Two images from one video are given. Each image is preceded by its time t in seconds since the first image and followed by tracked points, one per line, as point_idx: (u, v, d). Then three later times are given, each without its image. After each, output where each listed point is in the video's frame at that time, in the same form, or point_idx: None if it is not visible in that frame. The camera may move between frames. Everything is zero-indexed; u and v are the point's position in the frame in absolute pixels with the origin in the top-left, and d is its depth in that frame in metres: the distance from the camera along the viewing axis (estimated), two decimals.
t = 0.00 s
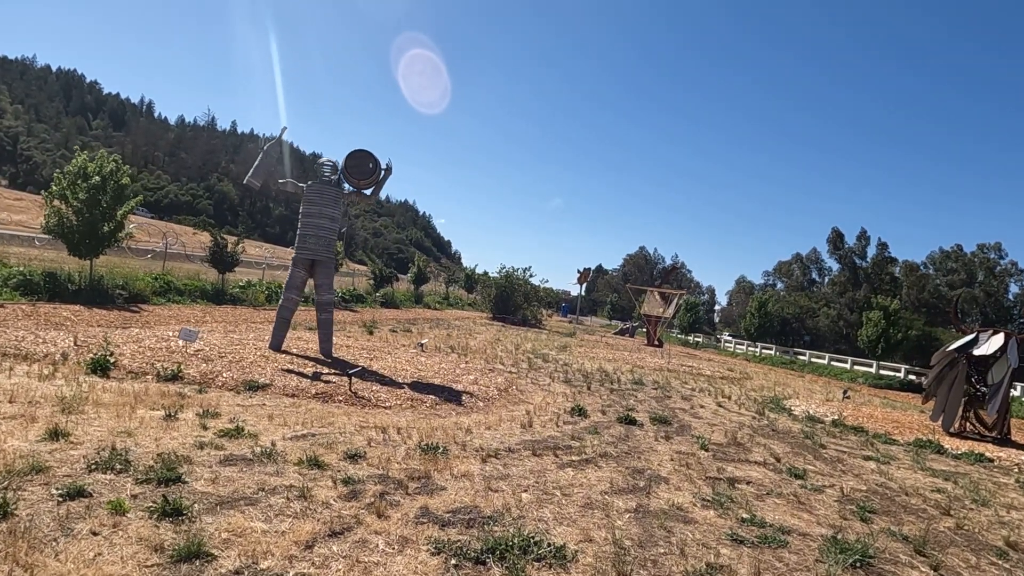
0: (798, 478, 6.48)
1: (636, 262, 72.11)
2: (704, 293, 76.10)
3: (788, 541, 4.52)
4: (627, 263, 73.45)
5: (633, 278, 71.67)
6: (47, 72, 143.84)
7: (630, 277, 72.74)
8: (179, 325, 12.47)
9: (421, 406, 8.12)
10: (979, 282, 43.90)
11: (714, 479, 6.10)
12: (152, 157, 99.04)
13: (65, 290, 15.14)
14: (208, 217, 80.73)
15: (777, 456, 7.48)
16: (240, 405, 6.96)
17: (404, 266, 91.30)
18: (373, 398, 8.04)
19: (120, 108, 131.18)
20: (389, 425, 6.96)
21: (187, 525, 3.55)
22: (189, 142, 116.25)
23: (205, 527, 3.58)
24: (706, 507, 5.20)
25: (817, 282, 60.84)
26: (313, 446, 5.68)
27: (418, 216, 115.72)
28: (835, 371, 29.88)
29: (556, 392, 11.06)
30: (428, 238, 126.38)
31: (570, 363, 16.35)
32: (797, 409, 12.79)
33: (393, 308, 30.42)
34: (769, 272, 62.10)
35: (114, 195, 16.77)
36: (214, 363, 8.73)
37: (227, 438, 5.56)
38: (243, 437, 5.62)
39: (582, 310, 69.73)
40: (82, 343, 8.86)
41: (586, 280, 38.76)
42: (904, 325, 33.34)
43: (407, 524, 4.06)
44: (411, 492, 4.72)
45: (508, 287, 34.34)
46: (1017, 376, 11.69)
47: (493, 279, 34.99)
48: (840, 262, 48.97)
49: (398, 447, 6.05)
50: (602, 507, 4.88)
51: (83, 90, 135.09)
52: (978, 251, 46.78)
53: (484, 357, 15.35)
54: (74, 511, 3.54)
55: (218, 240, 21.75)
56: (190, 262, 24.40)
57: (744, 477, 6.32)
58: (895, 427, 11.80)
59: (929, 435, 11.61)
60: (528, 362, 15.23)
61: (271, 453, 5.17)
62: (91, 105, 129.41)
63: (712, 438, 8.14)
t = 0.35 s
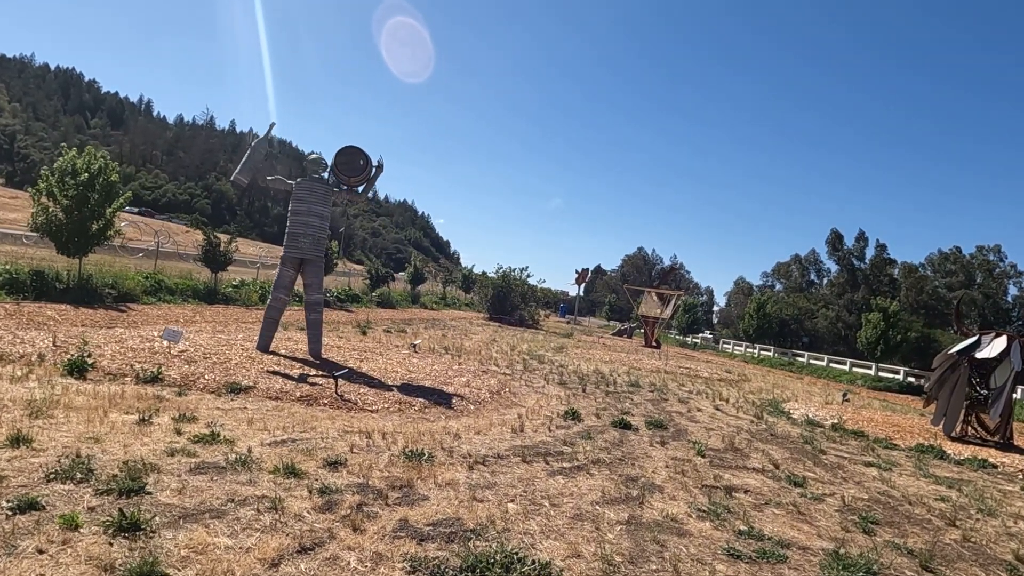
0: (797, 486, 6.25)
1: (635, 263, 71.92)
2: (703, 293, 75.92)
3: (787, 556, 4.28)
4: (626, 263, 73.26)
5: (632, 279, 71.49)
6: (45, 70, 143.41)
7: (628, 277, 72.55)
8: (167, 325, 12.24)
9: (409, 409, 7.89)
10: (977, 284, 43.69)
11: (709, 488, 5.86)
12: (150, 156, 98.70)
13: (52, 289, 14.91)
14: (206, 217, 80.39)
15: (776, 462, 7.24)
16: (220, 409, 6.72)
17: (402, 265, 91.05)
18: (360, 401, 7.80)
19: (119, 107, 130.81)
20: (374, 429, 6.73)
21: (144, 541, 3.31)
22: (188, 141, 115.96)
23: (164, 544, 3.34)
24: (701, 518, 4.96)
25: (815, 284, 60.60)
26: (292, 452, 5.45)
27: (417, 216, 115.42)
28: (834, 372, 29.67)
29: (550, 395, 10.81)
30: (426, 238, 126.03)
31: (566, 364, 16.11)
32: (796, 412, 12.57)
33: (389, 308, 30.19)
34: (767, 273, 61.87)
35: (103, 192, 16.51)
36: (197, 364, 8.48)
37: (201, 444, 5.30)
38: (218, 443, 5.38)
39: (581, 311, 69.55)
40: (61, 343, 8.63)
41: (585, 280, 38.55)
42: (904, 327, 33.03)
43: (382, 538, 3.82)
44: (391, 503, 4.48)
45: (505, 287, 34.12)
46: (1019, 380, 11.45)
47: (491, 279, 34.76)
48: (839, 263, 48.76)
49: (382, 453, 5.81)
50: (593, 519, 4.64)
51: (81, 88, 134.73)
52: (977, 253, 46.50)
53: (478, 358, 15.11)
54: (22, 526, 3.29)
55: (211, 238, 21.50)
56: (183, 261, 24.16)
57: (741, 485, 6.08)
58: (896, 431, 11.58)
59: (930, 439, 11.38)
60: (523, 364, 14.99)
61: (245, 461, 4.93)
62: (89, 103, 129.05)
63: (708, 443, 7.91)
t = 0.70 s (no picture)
0: (801, 491, 6.00)
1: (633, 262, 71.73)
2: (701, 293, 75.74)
3: (795, 569, 4.01)
4: (624, 262, 73.06)
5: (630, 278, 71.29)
6: (43, 67, 142.87)
7: (626, 277, 72.33)
8: (154, 323, 11.95)
9: (399, 410, 7.61)
10: (976, 284, 43.53)
11: (710, 494, 5.59)
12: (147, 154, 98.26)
13: (39, 286, 14.62)
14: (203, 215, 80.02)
15: (778, 466, 6.98)
16: (200, 410, 6.45)
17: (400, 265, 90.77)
18: (348, 402, 7.53)
19: (117, 104, 130.31)
20: (361, 432, 6.45)
21: (97, 557, 3.04)
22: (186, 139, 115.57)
23: (120, 560, 3.06)
24: (702, 527, 4.69)
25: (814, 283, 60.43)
26: (272, 456, 5.17)
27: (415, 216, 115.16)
28: (833, 372, 29.44)
29: (546, 395, 10.54)
30: (423, 236, 125.48)
31: (562, 363, 15.85)
32: (797, 412, 12.33)
33: (385, 307, 29.91)
34: (766, 273, 61.67)
35: (92, 188, 16.22)
36: (180, 364, 8.20)
37: (175, 448, 5.02)
38: (193, 446, 5.10)
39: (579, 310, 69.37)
40: (40, 341, 8.35)
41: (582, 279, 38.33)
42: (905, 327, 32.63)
43: (361, 552, 3.55)
44: (373, 512, 4.21)
45: (503, 286, 33.88)
46: None
47: (488, 278, 34.49)
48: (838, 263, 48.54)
49: (367, 457, 5.54)
50: (588, 528, 4.37)
51: (79, 86, 134.20)
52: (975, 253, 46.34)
53: (473, 357, 14.82)
54: None
55: (204, 236, 21.19)
56: (175, 259, 23.85)
57: (744, 490, 5.81)
58: (899, 433, 11.33)
59: (935, 441, 11.13)
60: (519, 363, 14.72)
61: (222, 465, 4.67)
62: (87, 101, 128.59)
63: (708, 446, 7.64)
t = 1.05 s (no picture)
0: (813, 501, 5.68)
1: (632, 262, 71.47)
2: (701, 294, 75.42)
3: None
4: (624, 263, 72.77)
5: (630, 279, 71.00)
6: (42, 65, 142.51)
7: (626, 277, 72.05)
8: (142, 322, 11.62)
9: (391, 414, 7.29)
10: (976, 285, 43.26)
11: (716, 504, 5.27)
12: (146, 153, 97.94)
13: (27, 284, 14.31)
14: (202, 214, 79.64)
15: (787, 474, 6.66)
16: (179, 413, 6.12)
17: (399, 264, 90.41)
18: (337, 405, 7.21)
19: (116, 103, 130.00)
20: (350, 437, 6.13)
21: None
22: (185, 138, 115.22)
23: None
24: (709, 543, 4.35)
25: (814, 284, 60.16)
26: (251, 464, 4.85)
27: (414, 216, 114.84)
28: (835, 374, 29.13)
29: (544, 398, 10.21)
30: (423, 237, 125.17)
31: (561, 365, 15.53)
32: (802, 416, 12.02)
33: (383, 307, 29.58)
34: (766, 273, 61.36)
35: (82, 184, 15.89)
36: (163, 364, 7.87)
37: (146, 455, 4.71)
38: (167, 454, 4.78)
39: (579, 310, 69.09)
40: (18, 340, 8.03)
41: (582, 279, 38.01)
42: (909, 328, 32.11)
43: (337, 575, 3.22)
44: (355, 527, 3.88)
45: (501, 286, 33.58)
46: None
47: (486, 278, 34.15)
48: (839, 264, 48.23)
49: (353, 465, 5.22)
50: (587, 545, 4.06)
51: (79, 84, 133.85)
52: (976, 254, 46.05)
53: (470, 358, 14.49)
54: None
55: (198, 234, 20.84)
56: (169, 258, 23.50)
57: (752, 501, 5.48)
58: (907, 437, 11.03)
59: (944, 446, 10.81)
60: (517, 364, 14.39)
61: (194, 475, 4.36)
62: (87, 99, 128.22)
63: (713, 452, 7.32)
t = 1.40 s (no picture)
0: (822, 512, 5.37)
1: (632, 261, 71.16)
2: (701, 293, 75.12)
3: None
4: (624, 261, 72.46)
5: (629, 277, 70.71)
6: (42, 62, 142.14)
7: (626, 276, 71.73)
8: (129, 321, 11.32)
9: (380, 418, 6.99)
10: (977, 285, 42.95)
11: (721, 516, 4.96)
12: (145, 150, 97.61)
13: (14, 281, 14.02)
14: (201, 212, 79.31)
15: (793, 482, 6.35)
16: (154, 417, 5.81)
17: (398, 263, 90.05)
18: (323, 408, 6.91)
19: (116, 100, 129.60)
20: (335, 443, 5.83)
21: None
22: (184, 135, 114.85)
23: None
24: (713, 562, 4.05)
25: (814, 284, 59.85)
26: (225, 473, 4.55)
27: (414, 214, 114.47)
28: (836, 374, 28.84)
29: (540, 400, 9.91)
30: (422, 235, 124.82)
31: (559, 365, 15.23)
32: (805, 418, 11.72)
33: (380, 305, 29.27)
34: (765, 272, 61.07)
35: (71, 179, 15.59)
36: (144, 364, 7.58)
37: (111, 464, 4.40)
38: (135, 462, 4.49)
39: (579, 309, 68.81)
40: None
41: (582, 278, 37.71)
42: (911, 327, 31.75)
43: None
44: (331, 545, 3.58)
45: (500, 284, 33.30)
46: None
47: (485, 276, 33.85)
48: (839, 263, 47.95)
49: (335, 474, 4.92)
50: (583, 564, 3.76)
51: (78, 81, 133.42)
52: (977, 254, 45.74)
53: (466, 358, 14.18)
54: None
55: (192, 230, 20.53)
56: (162, 255, 23.19)
57: (757, 513, 5.18)
58: (913, 441, 10.73)
59: (951, 450, 10.51)
60: (513, 364, 14.09)
61: (161, 487, 4.05)
62: (87, 96, 127.77)
63: (715, 458, 7.02)
